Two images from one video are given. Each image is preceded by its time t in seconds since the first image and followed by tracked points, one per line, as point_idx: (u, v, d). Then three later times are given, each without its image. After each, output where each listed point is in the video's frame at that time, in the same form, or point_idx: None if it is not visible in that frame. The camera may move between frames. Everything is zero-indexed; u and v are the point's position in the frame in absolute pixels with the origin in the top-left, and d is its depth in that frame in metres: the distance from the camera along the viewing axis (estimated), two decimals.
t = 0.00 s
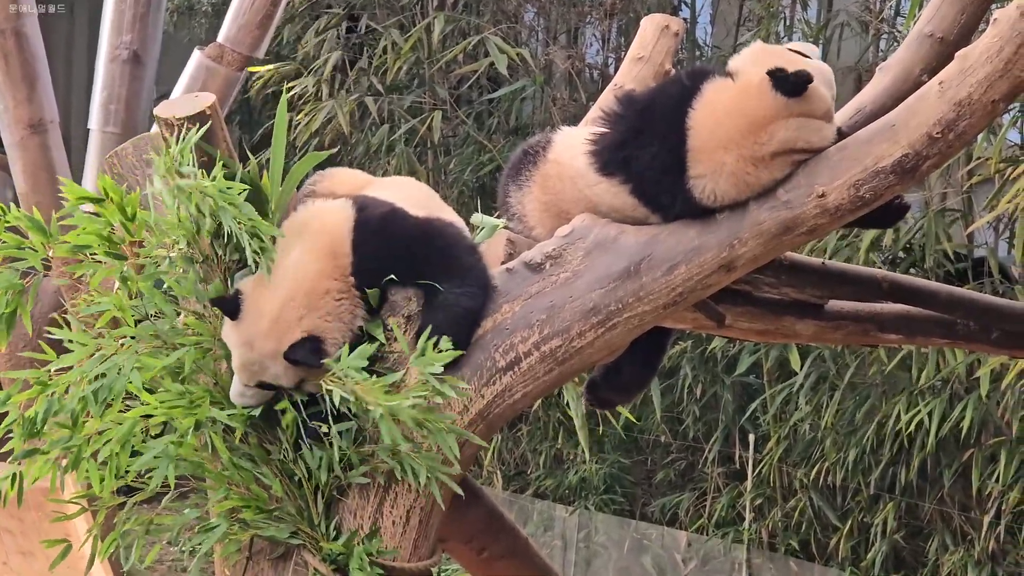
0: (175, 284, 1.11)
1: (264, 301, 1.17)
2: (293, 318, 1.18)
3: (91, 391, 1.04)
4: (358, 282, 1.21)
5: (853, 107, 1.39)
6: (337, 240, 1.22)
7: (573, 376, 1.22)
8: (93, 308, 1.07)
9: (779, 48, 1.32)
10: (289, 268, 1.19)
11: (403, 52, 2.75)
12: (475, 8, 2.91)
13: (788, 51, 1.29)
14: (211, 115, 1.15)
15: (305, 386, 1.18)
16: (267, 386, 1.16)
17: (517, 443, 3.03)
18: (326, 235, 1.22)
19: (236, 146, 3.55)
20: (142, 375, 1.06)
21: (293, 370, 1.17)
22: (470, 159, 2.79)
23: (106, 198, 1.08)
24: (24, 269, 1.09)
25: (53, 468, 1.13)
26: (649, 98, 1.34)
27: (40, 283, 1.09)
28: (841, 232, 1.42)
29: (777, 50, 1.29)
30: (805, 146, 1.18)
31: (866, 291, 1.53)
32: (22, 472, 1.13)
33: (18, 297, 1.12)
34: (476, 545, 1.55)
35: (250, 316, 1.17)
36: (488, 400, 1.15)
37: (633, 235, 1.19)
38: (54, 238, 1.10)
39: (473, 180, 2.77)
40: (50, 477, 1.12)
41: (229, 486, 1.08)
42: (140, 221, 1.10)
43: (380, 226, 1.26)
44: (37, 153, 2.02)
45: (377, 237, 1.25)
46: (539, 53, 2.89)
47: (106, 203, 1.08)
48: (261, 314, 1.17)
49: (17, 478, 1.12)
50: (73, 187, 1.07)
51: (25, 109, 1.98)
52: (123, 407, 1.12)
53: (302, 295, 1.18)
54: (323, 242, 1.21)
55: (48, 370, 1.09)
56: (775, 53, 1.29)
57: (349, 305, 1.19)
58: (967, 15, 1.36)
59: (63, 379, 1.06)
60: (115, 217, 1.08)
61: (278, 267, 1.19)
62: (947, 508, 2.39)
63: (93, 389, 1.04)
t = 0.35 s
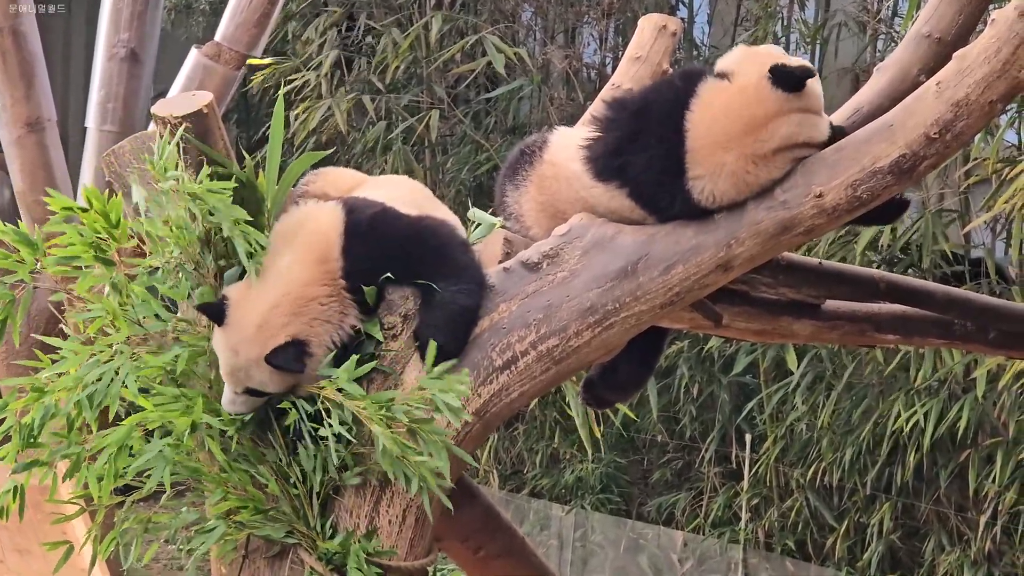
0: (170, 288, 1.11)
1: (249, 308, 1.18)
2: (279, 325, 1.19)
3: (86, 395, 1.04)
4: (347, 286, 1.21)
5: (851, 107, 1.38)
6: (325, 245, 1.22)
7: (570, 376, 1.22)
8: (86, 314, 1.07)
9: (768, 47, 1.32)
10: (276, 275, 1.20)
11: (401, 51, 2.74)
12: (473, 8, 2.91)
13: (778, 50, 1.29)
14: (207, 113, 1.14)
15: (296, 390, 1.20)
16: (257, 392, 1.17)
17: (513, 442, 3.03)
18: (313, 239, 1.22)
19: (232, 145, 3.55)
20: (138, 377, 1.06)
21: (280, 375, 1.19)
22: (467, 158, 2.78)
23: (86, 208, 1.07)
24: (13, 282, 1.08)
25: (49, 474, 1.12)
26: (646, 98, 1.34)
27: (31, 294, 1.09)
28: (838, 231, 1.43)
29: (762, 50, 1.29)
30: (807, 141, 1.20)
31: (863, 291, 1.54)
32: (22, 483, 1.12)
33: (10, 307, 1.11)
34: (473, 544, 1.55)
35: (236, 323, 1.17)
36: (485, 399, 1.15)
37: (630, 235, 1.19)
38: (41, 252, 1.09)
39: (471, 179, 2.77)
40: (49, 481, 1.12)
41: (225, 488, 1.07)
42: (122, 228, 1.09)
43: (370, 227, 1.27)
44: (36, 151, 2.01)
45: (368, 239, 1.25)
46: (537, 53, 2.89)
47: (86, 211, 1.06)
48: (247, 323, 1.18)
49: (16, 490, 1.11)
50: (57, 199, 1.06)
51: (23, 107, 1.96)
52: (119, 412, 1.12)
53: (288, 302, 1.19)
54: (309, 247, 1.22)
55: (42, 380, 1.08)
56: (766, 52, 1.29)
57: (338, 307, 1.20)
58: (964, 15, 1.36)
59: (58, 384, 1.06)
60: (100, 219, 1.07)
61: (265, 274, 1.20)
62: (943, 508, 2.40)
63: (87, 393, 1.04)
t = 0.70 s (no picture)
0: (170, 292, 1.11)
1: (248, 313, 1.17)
2: (279, 329, 1.18)
3: (84, 395, 1.04)
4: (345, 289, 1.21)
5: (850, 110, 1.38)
6: (321, 250, 1.22)
7: (568, 378, 1.22)
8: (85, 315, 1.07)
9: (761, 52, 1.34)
10: (272, 281, 1.19)
11: (400, 53, 2.74)
12: (471, 9, 2.90)
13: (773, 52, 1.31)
14: (206, 114, 1.14)
15: (298, 395, 1.18)
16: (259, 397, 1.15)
17: (510, 444, 3.03)
18: (309, 244, 1.22)
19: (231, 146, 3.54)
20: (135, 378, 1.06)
21: (279, 382, 1.17)
22: (465, 160, 2.78)
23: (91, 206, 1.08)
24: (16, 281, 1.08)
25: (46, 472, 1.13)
26: (645, 101, 1.34)
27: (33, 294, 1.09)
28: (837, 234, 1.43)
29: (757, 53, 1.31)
30: (807, 142, 1.20)
31: (861, 294, 1.54)
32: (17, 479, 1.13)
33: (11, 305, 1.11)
34: (470, 546, 1.55)
35: (236, 329, 1.16)
36: (483, 401, 1.15)
37: (629, 237, 1.19)
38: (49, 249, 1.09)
39: (468, 181, 2.77)
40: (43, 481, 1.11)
41: (223, 490, 1.06)
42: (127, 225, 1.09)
43: (366, 230, 1.25)
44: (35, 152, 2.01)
45: (364, 242, 1.24)
46: (535, 54, 2.89)
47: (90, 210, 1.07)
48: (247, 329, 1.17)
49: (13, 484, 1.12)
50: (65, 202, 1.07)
51: (21, 107, 1.96)
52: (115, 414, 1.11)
53: (285, 308, 1.18)
54: (305, 253, 1.21)
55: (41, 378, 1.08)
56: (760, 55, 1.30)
57: (334, 312, 1.20)
58: (963, 19, 1.37)
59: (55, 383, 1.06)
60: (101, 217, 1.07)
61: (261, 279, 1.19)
62: (940, 512, 2.40)
63: (86, 393, 1.04)
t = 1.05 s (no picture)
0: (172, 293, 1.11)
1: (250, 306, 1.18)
2: (281, 323, 1.19)
3: (82, 396, 1.03)
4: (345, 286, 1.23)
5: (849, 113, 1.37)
6: (323, 249, 1.23)
7: (568, 380, 1.22)
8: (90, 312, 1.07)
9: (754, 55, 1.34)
10: (277, 274, 1.20)
11: (400, 54, 2.74)
12: (471, 11, 2.90)
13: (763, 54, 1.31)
14: (206, 115, 1.14)
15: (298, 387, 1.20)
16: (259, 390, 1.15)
17: (509, 446, 3.02)
18: (314, 240, 1.24)
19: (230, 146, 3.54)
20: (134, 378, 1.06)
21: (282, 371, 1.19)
22: (465, 161, 2.78)
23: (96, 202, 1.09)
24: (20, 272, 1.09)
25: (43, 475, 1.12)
26: (645, 104, 1.34)
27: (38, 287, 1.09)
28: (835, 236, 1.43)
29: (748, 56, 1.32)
30: (797, 142, 1.20)
31: (859, 297, 1.54)
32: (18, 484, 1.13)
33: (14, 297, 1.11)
34: (469, 547, 1.55)
35: (239, 319, 1.17)
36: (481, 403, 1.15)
37: (628, 239, 1.19)
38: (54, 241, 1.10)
39: (468, 182, 2.77)
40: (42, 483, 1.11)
41: (222, 491, 1.06)
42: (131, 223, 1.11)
43: (368, 231, 1.28)
44: (33, 152, 2.01)
45: (366, 242, 1.26)
46: (535, 56, 2.89)
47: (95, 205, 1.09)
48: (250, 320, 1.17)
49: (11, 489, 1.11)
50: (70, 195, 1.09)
51: (20, 107, 1.96)
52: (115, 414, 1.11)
53: (289, 301, 1.20)
54: (306, 251, 1.22)
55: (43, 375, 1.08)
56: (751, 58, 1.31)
57: (335, 309, 1.22)
58: (963, 22, 1.37)
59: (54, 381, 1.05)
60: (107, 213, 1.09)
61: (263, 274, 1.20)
62: (939, 515, 2.40)
63: (84, 394, 1.03)
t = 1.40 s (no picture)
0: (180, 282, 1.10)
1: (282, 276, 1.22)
2: (312, 293, 1.22)
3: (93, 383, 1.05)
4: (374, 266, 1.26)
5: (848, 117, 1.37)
6: (355, 230, 1.27)
7: (566, 383, 1.21)
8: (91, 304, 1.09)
9: (752, 54, 1.34)
10: (313, 243, 1.24)
11: (397, 57, 2.74)
12: (469, 13, 2.90)
13: (760, 54, 1.31)
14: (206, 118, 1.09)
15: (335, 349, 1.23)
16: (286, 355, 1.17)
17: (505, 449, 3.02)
18: (347, 220, 1.28)
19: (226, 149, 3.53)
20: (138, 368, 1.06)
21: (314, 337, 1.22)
22: (463, 164, 2.78)
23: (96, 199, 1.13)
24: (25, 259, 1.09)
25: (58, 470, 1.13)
26: (643, 108, 1.35)
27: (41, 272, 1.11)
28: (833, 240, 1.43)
29: (746, 56, 1.31)
30: (795, 147, 1.22)
31: (857, 300, 1.54)
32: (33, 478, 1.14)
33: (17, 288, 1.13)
34: (465, 551, 1.54)
35: (281, 276, 1.21)
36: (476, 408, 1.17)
37: (625, 243, 1.19)
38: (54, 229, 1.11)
39: (465, 185, 2.76)
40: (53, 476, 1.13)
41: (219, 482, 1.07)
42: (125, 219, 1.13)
43: (393, 229, 1.29)
44: (30, 154, 1.99)
45: (390, 240, 1.27)
46: (532, 59, 2.89)
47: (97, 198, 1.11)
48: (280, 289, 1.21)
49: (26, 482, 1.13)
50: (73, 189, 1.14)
51: (17, 109, 1.96)
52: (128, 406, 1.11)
53: (327, 264, 1.24)
54: (340, 229, 1.27)
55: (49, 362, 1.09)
56: (747, 59, 1.31)
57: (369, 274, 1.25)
58: (961, 26, 1.37)
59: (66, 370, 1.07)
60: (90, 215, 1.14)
61: (297, 246, 1.24)
62: (935, 519, 2.40)
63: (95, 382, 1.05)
